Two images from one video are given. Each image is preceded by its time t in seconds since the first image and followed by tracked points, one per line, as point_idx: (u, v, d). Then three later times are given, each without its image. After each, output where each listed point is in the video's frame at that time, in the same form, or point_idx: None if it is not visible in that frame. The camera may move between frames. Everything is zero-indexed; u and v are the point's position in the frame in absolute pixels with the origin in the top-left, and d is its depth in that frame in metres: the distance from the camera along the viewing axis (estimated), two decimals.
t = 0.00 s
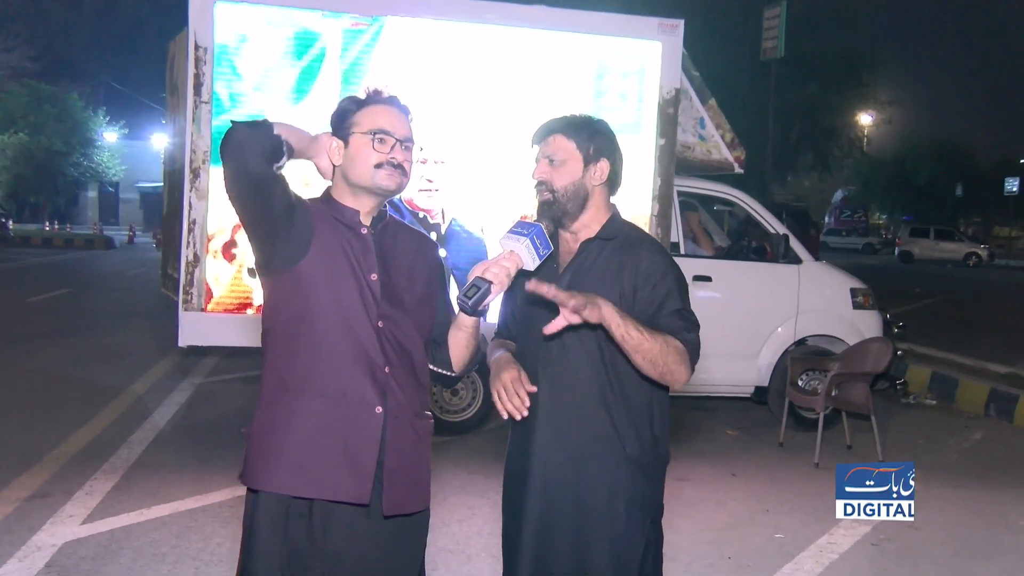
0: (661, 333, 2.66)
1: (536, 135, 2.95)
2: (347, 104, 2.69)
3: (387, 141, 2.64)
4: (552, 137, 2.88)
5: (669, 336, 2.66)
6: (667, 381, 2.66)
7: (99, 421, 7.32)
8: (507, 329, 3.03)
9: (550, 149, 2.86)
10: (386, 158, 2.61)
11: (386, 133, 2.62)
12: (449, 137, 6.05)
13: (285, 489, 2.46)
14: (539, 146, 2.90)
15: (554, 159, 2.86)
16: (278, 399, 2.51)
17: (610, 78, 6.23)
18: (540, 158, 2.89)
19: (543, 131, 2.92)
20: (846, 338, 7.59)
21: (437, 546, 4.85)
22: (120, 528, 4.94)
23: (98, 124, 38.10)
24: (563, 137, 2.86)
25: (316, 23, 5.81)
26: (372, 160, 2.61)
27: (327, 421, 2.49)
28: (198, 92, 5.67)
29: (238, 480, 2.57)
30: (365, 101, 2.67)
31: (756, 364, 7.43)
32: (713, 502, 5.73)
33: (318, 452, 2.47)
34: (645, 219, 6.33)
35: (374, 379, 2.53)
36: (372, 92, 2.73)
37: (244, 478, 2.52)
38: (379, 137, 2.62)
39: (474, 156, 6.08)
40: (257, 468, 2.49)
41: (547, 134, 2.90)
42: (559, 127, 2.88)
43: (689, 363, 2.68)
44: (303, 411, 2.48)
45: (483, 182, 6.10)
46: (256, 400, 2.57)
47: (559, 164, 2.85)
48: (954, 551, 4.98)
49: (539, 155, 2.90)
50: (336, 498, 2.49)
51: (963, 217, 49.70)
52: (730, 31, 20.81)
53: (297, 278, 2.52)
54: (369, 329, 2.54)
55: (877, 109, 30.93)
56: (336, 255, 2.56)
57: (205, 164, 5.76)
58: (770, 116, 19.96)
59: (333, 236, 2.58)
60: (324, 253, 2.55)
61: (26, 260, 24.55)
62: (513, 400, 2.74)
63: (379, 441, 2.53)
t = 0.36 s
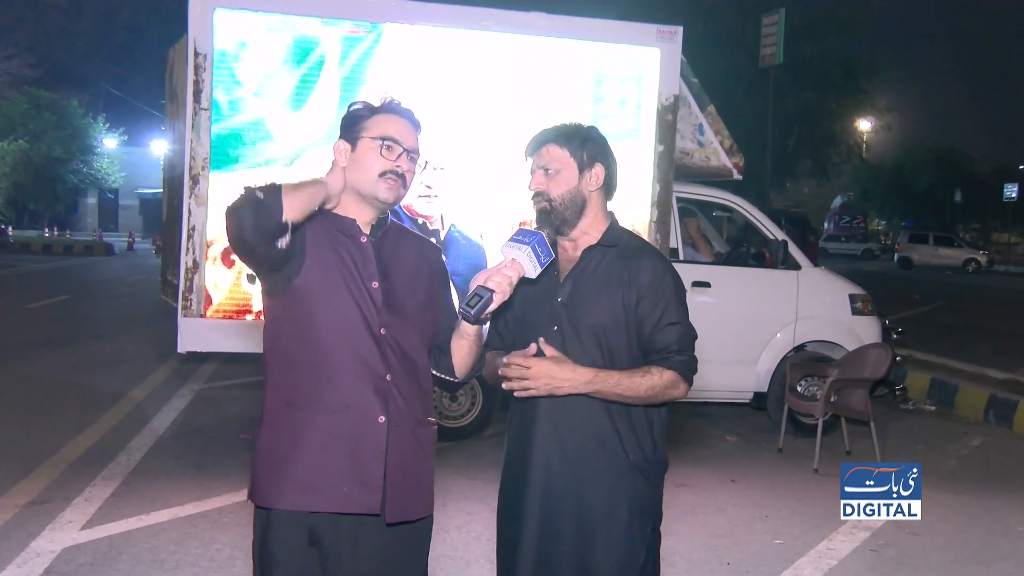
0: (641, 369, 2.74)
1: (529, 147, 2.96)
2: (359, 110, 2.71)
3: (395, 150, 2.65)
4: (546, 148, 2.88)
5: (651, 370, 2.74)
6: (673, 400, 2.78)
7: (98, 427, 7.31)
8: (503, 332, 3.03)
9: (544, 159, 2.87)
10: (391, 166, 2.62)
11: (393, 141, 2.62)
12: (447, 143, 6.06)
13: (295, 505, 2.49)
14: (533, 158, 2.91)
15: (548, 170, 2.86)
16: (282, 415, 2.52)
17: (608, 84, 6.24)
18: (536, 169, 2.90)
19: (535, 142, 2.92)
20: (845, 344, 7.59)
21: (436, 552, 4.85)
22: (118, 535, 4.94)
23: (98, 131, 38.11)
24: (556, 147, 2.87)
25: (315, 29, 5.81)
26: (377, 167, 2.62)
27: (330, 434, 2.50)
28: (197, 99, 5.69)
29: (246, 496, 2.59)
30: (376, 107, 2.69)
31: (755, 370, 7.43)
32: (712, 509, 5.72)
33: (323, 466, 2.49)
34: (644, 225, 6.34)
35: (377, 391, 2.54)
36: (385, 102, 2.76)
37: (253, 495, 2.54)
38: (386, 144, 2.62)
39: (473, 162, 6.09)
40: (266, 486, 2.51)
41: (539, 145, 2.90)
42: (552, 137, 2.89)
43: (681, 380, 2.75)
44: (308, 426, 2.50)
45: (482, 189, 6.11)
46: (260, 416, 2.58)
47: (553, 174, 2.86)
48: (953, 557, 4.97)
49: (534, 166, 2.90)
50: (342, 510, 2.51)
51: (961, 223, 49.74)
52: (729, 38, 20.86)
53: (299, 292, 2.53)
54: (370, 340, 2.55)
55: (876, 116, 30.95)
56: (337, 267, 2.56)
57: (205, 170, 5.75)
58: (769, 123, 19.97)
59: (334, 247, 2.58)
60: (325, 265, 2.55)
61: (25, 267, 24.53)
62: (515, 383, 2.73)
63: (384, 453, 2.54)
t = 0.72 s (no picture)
0: (641, 372, 2.75)
1: (528, 147, 2.96)
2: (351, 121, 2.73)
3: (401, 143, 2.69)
4: (546, 149, 2.89)
5: (650, 372, 2.74)
6: (676, 400, 2.78)
7: (98, 428, 7.31)
8: (504, 332, 3.04)
9: (543, 160, 2.88)
10: (405, 157, 2.67)
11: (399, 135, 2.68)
12: (447, 144, 6.07)
13: (303, 517, 2.50)
14: (534, 159, 2.91)
15: (548, 170, 2.87)
16: (288, 427, 2.53)
17: (608, 85, 6.24)
18: (536, 170, 2.90)
19: (535, 142, 2.93)
20: (844, 344, 7.60)
21: (436, 552, 4.86)
22: (119, 536, 4.94)
23: (97, 132, 38.11)
24: (556, 148, 2.87)
25: (314, 31, 5.81)
26: (391, 160, 2.65)
27: (336, 446, 2.50)
28: (197, 100, 5.68)
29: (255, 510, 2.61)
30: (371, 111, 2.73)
31: (755, 370, 7.44)
32: (712, 509, 5.73)
33: (332, 477, 2.49)
34: (643, 225, 6.35)
35: (382, 398, 2.54)
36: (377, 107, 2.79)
37: (262, 509, 2.55)
38: (395, 137, 2.67)
39: (473, 163, 6.10)
40: (274, 498, 2.52)
41: (539, 146, 2.91)
42: (552, 137, 2.89)
43: (682, 381, 2.75)
44: (314, 437, 2.50)
45: (482, 190, 6.11)
46: (265, 429, 2.58)
47: (553, 174, 2.87)
48: (952, 557, 4.98)
49: (534, 167, 2.91)
50: (353, 520, 2.52)
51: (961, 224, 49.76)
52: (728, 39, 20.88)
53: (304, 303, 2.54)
54: (372, 349, 2.55)
55: (876, 116, 30.94)
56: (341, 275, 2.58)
57: (204, 171, 5.75)
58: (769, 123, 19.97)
59: (338, 255, 2.60)
60: (329, 275, 2.56)
61: (25, 267, 24.55)
62: (520, 388, 2.75)
63: (390, 461, 2.54)
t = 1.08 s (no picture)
0: (642, 373, 2.75)
1: (533, 148, 2.97)
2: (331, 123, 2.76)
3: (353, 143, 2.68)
4: (550, 148, 2.89)
5: (651, 374, 2.75)
6: (677, 402, 2.78)
7: (97, 428, 7.31)
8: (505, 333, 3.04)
9: (548, 159, 2.88)
10: (351, 159, 2.65)
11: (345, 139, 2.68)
12: (447, 144, 6.07)
13: (305, 511, 2.49)
14: (537, 159, 2.92)
15: (552, 169, 2.87)
16: (291, 421, 2.53)
17: (608, 86, 6.24)
18: (539, 169, 2.91)
19: (540, 142, 2.93)
20: (844, 345, 7.60)
21: (434, 552, 4.86)
22: (117, 535, 4.94)
23: (97, 131, 38.10)
24: (560, 148, 2.88)
25: (315, 30, 5.81)
26: (340, 165, 2.66)
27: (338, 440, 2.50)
28: (197, 100, 5.69)
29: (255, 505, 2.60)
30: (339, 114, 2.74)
31: (754, 371, 7.44)
32: (710, 510, 5.73)
33: (333, 472, 2.49)
34: (643, 226, 6.36)
35: (385, 394, 2.55)
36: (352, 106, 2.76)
37: (263, 502, 2.55)
38: (341, 142, 2.67)
39: (473, 164, 6.11)
40: (275, 492, 2.52)
41: (543, 145, 2.91)
42: (557, 137, 2.89)
43: (683, 383, 2.75)
44: (317, 431, 2.50)
45: (481, 190, 6.12)
46: (268, 422, 2.59)
47: (557, 174, 2.87)
48: (951, 558, 4.98)
49: (538, 167, 2.91)
50: (352, 515, 2.51)
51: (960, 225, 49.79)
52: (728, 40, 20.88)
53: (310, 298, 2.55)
54: (376, 345, 2.56)
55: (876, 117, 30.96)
56: (347, 273, 2.59)
57: (204, 171, 5.75)
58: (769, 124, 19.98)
59: (344, 252, 2.61)
60: (334, 272, 2.57)
61: (25, 265, 24.53)
62: (520, 389, 2.74)
63: (392, 456, 2.54)
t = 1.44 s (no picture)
0: (642, 374, 2.76)
1: (527, 150, 2.97)
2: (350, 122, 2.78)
3: (369, 148, 2.67)
4: (545, 150, 2.90)
5: (651, 374, 2.75)
6: (676, 402, 2.79)
7: (96, 434, 7.31)
8: (503, 337, 3.03)
9: (542, 162, 2.88)
10: (369, 165, 2.65)
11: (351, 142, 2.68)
12: (443, 148, 6.07)
13: (302, 517, 2.49)
14: (532, 160, 2.91)
15: (546, 172, 2.87)
16: (287, 427, 2.53)
17: (604, 89, 6.26)
18: (534, 171, 2.91)
19: (534, 144, 2.93)
20: (841, 347, 7.61)
21: (434, 556, 4.86)
22: (116, 542, 4.94)
23: (93, 137, 38.09)
24: (556, 150, 2.88)
25: (311, 36, 5.82)
26: (356, 170, 2.65)
27: (335, 447, 2.50)
28: (194, 106, 5.69)
29: (251, 512, 2.59)
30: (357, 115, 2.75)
31: (752, 373, 7.45)
32: (709, 512, 5.73)
33: (330, 478, 2.49)
34: (641, 230, 6.36)
35: (382, 401, 2.55)
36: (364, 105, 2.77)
37: (259, 509, 2.54)
38: (358, 146, 2.66)
39: (470, 168, 6.11)
40: (272, 499, 2.51)
41: (538, 147, 2.91)
42: (551, 140, 2.90)
43: (683, 382, 2.76)
44: (314, 438, 2.50)
45: (478, 195, 6.13)
46: (264, 429, 2.58)
47: (551, 176, 2.87)
48: (950, 560, 4.98)
49: (532, 168, 2.91)
50: (351, 521, 2.52)
51: (957, 226, 49.88)
52: (723, 43, 20.90)
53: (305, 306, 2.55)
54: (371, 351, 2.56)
55: (872, 119, 31.00)
56: (342, 281, 2.59)
57: (201, 176, 5.74)
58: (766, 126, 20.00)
59: (338, 259, 2.61)
60: (329, 279, 2.57)
61: (21, 272, 24.48)
62: (523, 394, 2.70)
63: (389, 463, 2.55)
